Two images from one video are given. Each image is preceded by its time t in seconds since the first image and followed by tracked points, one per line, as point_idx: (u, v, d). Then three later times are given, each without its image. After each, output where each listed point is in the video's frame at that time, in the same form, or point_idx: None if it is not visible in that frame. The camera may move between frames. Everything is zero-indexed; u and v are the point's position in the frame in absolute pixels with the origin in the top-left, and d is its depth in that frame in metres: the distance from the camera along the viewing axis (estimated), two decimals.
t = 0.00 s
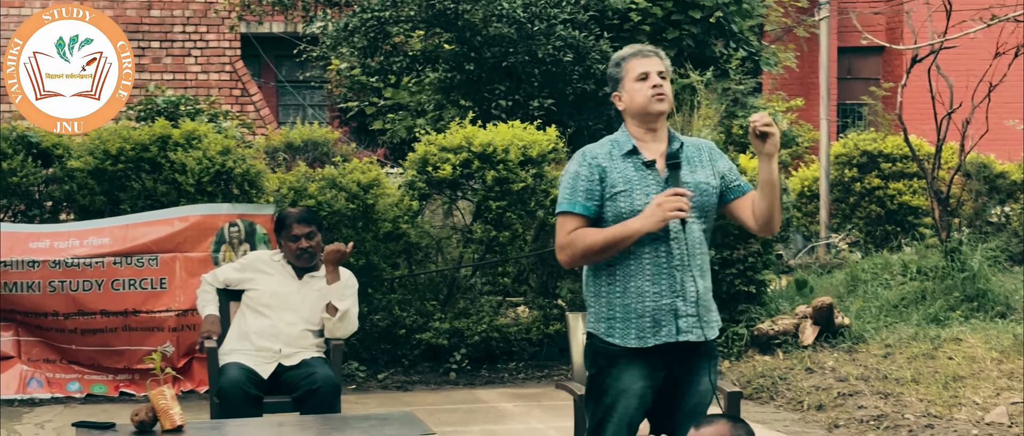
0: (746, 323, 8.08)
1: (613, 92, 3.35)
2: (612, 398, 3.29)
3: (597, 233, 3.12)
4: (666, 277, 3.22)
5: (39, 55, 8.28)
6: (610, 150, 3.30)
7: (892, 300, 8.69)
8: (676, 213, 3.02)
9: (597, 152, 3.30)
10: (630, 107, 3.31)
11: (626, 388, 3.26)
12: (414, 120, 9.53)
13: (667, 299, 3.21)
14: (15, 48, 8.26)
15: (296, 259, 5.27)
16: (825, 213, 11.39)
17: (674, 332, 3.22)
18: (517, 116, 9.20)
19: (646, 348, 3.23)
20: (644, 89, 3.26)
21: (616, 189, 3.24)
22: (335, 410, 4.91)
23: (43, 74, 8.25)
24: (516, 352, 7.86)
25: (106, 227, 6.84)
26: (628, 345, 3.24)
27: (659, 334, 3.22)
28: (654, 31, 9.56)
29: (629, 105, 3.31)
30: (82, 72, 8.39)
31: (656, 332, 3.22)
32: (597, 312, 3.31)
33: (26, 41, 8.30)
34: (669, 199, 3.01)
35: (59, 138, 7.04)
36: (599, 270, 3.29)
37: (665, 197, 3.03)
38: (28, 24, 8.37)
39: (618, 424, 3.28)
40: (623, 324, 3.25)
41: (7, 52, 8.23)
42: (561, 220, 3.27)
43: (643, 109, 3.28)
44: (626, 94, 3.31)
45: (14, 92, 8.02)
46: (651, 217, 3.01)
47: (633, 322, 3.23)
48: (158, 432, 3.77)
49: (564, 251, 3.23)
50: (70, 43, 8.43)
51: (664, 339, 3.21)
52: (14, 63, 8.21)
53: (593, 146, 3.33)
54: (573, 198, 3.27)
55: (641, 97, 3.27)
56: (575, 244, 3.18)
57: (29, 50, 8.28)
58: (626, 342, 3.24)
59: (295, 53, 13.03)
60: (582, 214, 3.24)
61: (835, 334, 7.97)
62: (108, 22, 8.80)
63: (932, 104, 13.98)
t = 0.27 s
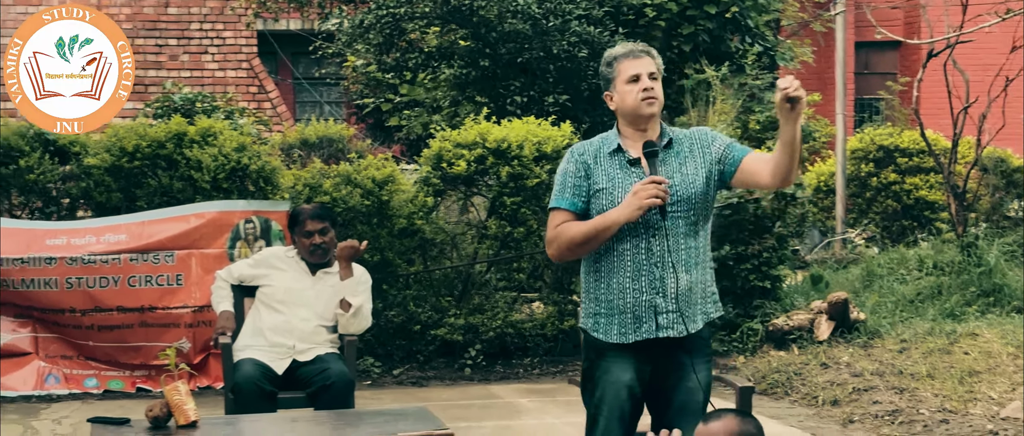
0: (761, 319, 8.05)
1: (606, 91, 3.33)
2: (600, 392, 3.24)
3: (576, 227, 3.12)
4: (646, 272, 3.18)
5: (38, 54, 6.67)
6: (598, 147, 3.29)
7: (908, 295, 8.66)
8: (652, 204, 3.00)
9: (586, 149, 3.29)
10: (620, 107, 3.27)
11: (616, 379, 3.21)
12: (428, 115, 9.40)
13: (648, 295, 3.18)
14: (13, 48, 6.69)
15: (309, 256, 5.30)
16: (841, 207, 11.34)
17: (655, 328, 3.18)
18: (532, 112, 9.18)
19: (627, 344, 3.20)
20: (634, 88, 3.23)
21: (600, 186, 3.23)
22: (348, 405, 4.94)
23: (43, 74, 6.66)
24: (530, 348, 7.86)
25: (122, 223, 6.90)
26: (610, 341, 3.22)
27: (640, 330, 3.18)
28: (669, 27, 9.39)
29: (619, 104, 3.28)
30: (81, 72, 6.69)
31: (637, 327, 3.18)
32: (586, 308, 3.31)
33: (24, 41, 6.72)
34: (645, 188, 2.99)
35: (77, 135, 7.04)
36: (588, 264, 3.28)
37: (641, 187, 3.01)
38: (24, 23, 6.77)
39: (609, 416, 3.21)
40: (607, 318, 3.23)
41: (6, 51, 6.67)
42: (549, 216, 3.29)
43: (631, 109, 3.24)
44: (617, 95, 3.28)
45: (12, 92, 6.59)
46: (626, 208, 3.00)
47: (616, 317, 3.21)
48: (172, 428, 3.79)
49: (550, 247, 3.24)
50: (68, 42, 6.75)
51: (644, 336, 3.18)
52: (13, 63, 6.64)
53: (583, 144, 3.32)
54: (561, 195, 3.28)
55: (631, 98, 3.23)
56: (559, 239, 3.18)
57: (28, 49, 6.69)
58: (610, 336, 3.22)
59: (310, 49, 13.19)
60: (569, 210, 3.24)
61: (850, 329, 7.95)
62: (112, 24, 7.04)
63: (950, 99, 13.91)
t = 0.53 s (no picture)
0: (778, 313, 8.03)
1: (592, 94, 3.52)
2: (597, 386, 3.42)
3: (569, 229, 3.35)
4: (637, 270, 3.38)
5: (40, 54, 7.19)
6: (585, 148, 3.49)
7: (926, 289, 8.62)
8: (639, 203, 3.23)
9: (573, 151, 3.49)
10: (608, 110, 3.47)
11: (612, 373, 3.40)
12: (446, 109, 8.24)
13: (640, 292, 3.38)
14: (15, 48, 7.21)
15: (323, 250, 5.32)
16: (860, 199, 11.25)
17: (648, 322, 3.39)
18: (551, 106, 8.50)
19: (620, 339, 3.42)
20: (621, 94, 3.42)
21: (589, 188, 3.44)
22: (363, 400, 4.95)
23: (43, 74, 7.17)
24: (548, 343, 7.84)
25: (140, 219, 6.95)
26: (603, 337, 3.44)
27: (633, 326, 3.40)
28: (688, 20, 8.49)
29: (606, 107, 3.47)
30: (81, 72, 7.19)
31: (630, 323, 3.40)
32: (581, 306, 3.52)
33: (26, 40, 7.20)
34: (633, 188, 3.23)
35: (96, 131, 7.05)
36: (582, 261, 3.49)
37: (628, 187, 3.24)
38: (25, 23, 7.22)
39: (605, 409, 3.39)
40: (600, 315, 3.44)
41: (7, 51, 7.19)
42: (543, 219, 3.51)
43: (620, 113, 3.43)
44: (603, 99, 3.48)
45: (13, 92, 7.14)
46: (615, 209, 3.23)
47: (610, 313, 3.42)
48: (185, 423, 3.80)
49: (546, 249, 3.47)
50: (70, 43, 7.25)
51: (638, 331, 3.40)
52: (14, 63, 7.19)
53: (572, 144, 3.52)
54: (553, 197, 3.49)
55: (621, 104, 3.43)
56: (553, 241, 3.41)
57: (29, 50, 7.20)
58: (604, 333, 3.44)
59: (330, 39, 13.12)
60: (562, 212, 3.46)
61: (869, 323, 8.03)
62: (111, 23, 7.64)
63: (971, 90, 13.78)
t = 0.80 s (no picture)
0: (791, 300, 8.00)
1: (571, 84, 3.71)
2: (594, 374, 3.62)
3: (562, 220, 3.54)
4: (628, 259, 3.61)
5: (39, 55, 6.42)
6: (568, 139, 3.67)
7: (943, 276, 8.08)
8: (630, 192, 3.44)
9: (557, 141, 3.68)
10: (591, 98, 3.66)
11: (607, 360, 3.62)
12: (461, 95, 7.47)
13: (633, 280, 3.60)
14: (15, 47, 6.50)
15: (331, 236, 5.35)
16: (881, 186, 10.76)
17: (640, 311, 3.60)
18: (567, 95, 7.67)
19: (613, 328, 3.63)
20: (605, 81, 3.62)
21: (573, 178, 3.65)
22: (371, 385, 4.98)
23: (43, 74, 6.42)
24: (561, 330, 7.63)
25: (153, 206, 7.04)
26: (597, 325, 3.64)
27: (627, 314, 3.60)
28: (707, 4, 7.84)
29: (589, 96, 3.66)
30: (81, 73, 6.36)
31: (624, 311, 3.60)
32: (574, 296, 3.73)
33: (25, 40, 6.46)
34: (625, 178, 3.43)
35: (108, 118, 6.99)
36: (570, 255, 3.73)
37: (620, 177, 3.45)
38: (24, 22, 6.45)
39: (602, 397, 3.61)
40: (593, 304, 3.65)
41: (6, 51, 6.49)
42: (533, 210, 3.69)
43: (602, 100, 3.64)
44: (587, 87, 3.66)
45: (13, 92, 6.59)
46: (608, 199, 3.44)
47: (604, 302, 3.62)
48: (193, 408, 3.82)
49: (536, 237, 3.65)
50: (68, 43, 6.39)
51: (630, 319, 3.60)
52: (14, 63, 6.49)
53: (554, 136, 3.70)
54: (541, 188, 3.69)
55: (604, 90, 3.62)
56: (543, 233, 3.60)
57: (29, 50, 6.45)
58: (598, 321, 3.64)
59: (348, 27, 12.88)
60: (550, 203, 3.66)
61: (882, 311, 7.96)
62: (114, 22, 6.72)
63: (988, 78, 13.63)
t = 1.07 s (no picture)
0: (803, 291, 7.96)
1: (567, 77, 3.17)
2: (596, 367, 3.12)
3: (564, 213, 2.99)
4: (632, 247, 3.09)
5: (39, 55, 6.80)
6: (565, 130, 3.14)
7: (951, 268, 8.89)
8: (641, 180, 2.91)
9: (553, 133, 3.14)
10: (588, 89, 3.13)
11: (611, 353, 3.11)
12: (477, 87, 8.18)
13: (636, 270, 3.08)
14: (16, 48, 6.84)
15: (342, 228, 5.36)
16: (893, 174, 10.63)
17: (647, 302, 3.09)
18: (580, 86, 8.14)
19: (616, 320, 3.12)
20: (604, 70, 3.11)
21: (574, 170, 3.10)
22: (380, 376, 4.98)
23: (43, 74, 6.76)
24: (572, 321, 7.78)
25: (167, 197, 7.02)
26: (600, 319, 3.13)
27: (632, 305, 3.09)
28: None
29: (586, 89, 3.13)
30: (81, 72, 6.67)
31: (629, 303, 3.09)
32: (572, 287, 3.21)
33: (25, 41, 6.86)
34: (634, 165, 2.89)
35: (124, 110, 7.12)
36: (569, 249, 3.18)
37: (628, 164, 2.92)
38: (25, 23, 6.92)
39: (606, 393, 3.11)
40: (595, 296, 3.13)
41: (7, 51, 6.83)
42: (530, 207, 3.15)
43: (602, 90, 3.11)
44: (583, 79, 3.13)
45: (13, 92, 6.90)
46: (615, 189, 2.90)
47: (606, 294, 3.11)
48: (203, 397, 3.86)
49: (536, 237, 3.10)
50: (69, 43, 6.79)
51: (635, 311, 3.09)
52: (14, 63, 6.82)
53: (549, 127, 3.18)
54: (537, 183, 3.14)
55: (604, 80, 3.11)
56: (546, 226, 3.04)
57: (29, 50, 6.83)
58: (600, 314, 3.13)
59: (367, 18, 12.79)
60: (550, 197, 3.12)
61: (893, 302, 7.93)
62: (113, 23, 7.19)
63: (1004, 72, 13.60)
